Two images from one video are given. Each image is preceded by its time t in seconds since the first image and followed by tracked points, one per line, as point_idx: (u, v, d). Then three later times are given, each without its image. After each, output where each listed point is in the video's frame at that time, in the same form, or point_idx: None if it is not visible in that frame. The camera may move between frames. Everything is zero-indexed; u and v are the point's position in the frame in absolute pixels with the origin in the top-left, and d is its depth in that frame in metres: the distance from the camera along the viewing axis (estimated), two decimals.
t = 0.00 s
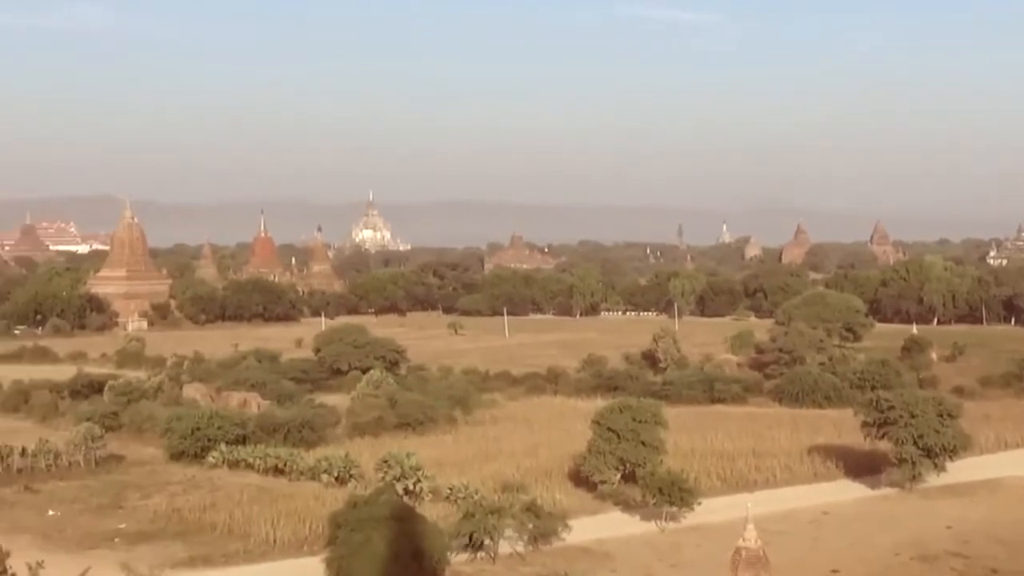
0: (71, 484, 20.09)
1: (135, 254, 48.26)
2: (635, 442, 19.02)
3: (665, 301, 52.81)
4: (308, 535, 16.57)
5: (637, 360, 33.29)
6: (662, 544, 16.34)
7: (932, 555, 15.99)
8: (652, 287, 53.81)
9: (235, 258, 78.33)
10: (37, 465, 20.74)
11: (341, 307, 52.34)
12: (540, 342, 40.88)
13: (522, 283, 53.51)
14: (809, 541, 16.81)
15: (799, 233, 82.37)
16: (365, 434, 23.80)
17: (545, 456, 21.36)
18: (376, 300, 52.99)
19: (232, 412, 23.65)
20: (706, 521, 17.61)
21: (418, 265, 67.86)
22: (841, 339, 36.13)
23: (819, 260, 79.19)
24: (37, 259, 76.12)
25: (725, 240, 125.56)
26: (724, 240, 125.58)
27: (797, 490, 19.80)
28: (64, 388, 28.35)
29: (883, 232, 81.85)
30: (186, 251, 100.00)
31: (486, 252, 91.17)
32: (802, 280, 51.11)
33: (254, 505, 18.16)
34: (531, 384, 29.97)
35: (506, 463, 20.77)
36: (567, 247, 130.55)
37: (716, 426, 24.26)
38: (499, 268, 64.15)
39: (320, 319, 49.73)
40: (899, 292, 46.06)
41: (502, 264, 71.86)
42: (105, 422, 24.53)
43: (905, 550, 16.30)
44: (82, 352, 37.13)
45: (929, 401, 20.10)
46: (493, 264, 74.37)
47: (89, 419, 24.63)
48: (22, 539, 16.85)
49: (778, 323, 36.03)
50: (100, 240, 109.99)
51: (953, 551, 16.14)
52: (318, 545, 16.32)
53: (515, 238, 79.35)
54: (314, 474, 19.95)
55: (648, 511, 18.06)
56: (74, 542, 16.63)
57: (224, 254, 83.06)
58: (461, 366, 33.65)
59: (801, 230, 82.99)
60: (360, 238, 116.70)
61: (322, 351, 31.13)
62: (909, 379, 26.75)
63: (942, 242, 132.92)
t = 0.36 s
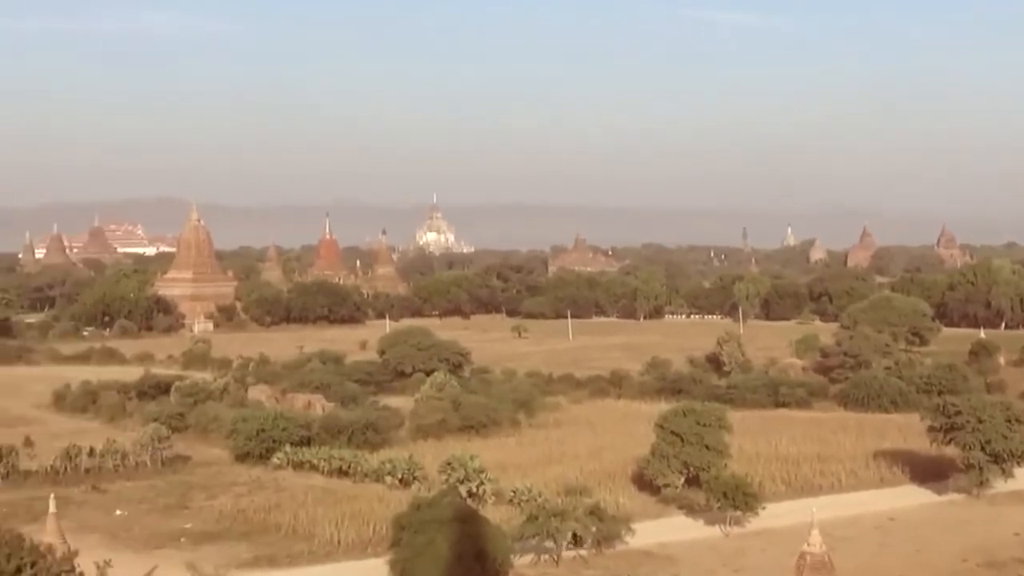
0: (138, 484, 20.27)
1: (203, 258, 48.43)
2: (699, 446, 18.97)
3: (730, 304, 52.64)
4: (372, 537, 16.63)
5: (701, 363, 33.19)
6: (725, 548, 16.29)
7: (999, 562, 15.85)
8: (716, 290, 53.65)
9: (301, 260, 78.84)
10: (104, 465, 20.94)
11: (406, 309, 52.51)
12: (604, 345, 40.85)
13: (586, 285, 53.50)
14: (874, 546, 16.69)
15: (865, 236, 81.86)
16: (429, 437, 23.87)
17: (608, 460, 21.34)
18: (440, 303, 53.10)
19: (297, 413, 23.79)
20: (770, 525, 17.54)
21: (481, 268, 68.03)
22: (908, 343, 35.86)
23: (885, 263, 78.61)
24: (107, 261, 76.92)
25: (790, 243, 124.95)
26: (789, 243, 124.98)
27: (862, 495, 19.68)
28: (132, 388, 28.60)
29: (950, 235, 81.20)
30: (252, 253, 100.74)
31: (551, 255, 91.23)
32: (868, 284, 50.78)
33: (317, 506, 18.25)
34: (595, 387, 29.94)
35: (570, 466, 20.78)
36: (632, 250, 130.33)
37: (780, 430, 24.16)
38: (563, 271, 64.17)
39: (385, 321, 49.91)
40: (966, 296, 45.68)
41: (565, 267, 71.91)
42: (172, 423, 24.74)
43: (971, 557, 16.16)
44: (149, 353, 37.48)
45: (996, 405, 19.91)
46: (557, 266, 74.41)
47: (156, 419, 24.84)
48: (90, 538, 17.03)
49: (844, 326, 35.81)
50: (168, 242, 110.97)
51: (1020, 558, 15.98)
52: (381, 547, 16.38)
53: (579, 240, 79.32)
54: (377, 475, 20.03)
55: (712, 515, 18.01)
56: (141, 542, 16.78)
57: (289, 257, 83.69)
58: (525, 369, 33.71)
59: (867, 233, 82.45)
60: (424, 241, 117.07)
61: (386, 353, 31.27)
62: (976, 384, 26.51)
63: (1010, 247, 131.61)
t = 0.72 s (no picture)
0: (208, 484, 20.44)
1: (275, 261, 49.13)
2: (768, 449, 18.89)
3: (799, 307, 52.39)
4: (439, 538, 16.69)
5: (769, 366, 33.07)
6: (793, 552, 16.23)
7: None
8: (785, 292, 53.40)
9: (370, 262, 79.19)
10: (175, 465, 21.13)
11: (474, 311, 52.66)
12: (672, 348, 40.77)
13: (654, 288, 53.42)
14: (944, 551, 16.58)
15: (937, 238, 81.17)
16: (497, 439, 23.92)
17: (676, 463, 21.30)
18: (508, 305, 53.11)
19: (366, 414, 23.90)
20: (840, 529, 17.44)
21: (549, 271, 68.03)
22: (980, 346, 35.54)
23: (957, 266, 77.90)
24: (178, 262, 77.59)
25: (859, 245, 124.08)
26: (859, 245, 124.12)
27: (932, 500, 19.53)
28: (202, 388, 28.84)
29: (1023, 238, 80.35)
30: (322, 255, 101.28)
31: (619, 257, 91.14)
32: (939, 287, 50.36)
33: (385, 507, 18.34)
34: (663, 390, 29.88)
35: (638, 469, 20.76)
36: (701, 252, 129.90)
37: (850, 433, 24.03)
38: (631, 273, 64.14)
39: (452, 322, 50.03)
40: None
41: (633, 269, 71.83)
42: (242, 423, 24.95)
43: None
44: (219, 354, 37.80)
45: None
46: (625, 269, 74.32)
47: (226, 420, 25.03)
48: (161, 536, 17.19)
49: (915, 329, 35.56)
50: (238, 244, 111.61)
51: None
52: (449, 548, 16.43)
53: (647, 243, 79.21)
54: (445, 477, 20.09)
55: (781, 519, 17.94)
56: (211, 542, 16.92)
57: (358, 259, 84.13)
58: (593, 371, 33.71)
59: (939, 235, 81.73)
60: (492, 242, 117.29)
61: (454, 355, 31.44)
62: None
63: None
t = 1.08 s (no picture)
0: (277, 483, 20.57)
1: (345, 264, 49.61)
2: (837, 452, 18.80)
3: (869, 309, 52.03)
4: (506, 539, 16.72)
5: (839, 368, 32.87)
6: (862, 556, 16.12)
7: None
8: (855, 295, 53.05)
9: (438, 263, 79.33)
10: (244, 464, 21.29)
11: (541, 313, 52.69)
12: (741, 350, 40.58)
13: (723, 290, 53.22)
14: (1016, 556, 16.41)
15: (1010, 240, 80.28)
16: (565, 440, 23.91)
17: (745, 465, 21.21)
18: (576, 307, 53.04)
19: (434, 415, 23.97)
20: (909, 533, 17.31)
21: (616, 272, 67.88)
22: None
23: None
24: (247, 263, 78.13)
25: (931, 247, 122.97)
26: (930, 247, 123.01)
27: (1004, 504, 19.34)
28: (272, 388, 29.02)
29: None
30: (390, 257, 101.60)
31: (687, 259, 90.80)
32: (1012, 289, 49.82)
33: (453, 508, 18.39)
34: (731, 392, 29.75)
35: (706, 471, 20.69)
36: (770, 254, 129.15)
37: (921, 437, 23.83)
38: (700, 275, 63.89)
39: (520, 324, 50.03)
40: None
41: (702, 271, 71.54)
42: (310, 423, 25.10)
43: None
44: (288, 354, 38.00)
45: None
46: (693, 270, 74.03)
47: (295, 420, 25.18)
48: (231, 535, 17.32)
49: (986, 331, 35.24)
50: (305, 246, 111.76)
51: None
52: (516, 549, 16.45)
53: (716, 244, 78.90)
54: (513, 478, 20.10)
55: (850, 522, 17.83)
56: (281, 541, 17.03)
57: (425, 260, 84.36)
58: (661, 372, 33.64)
59: (1011, 237, 80.84)
60: (561, 244, 117.28)
61: (522, 356, 31.52)
62: None
63: None
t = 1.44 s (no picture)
0: (346, 483, 20.67)
1: (414, 266, 49.86)
2: (908, 456, 18.67)
3: (941, 312, 51.57)
4: (574, 541, 16.71)
5: (910, 371, 32.60)
6: (934, 561, 15.98)
7: None
8: (927, 297, 52.61)
9: (506, 264, 79.47)
10: (314, 464, 21.41)
11: (609, 314, 52.62)
12: (811, 352, 40.34)
13: (793, 292, 52.91)
14: None
15: None
16: (633, 442, 23.86)
17: (814, 468, 21.10)
18: (645, 309, 52.94)
19: (503, 416, 24.00)
20: (982, 538, 17.14)
21: (685, 274, 67.73)
22: None
23: None
24: (317, 264, 78.65)
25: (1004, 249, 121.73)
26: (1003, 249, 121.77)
27: None
28: (341, 389, 29.18)
29: None
30: (459, 258, 101.76)
31: (757, 260, 90.34)
32: None
33: (521, 509, 18.40)
34: (800, 394, 29.58)
35: (775, 474, 20.60)
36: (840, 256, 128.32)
37: (993, 441, 23.60)
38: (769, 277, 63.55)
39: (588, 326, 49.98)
40: None
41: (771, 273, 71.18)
42: (379, 424, 25.21)
43: None
44: (357, 355, 38.16)
45: None
46: (762, 272, 73.68)
47: (364, 420, 25.30)
48: (300, 535, 17.42)
49: None
50: (377, 245, 114.50)
51: None
52: (584, 550, 16.44)
53: (786, 246, 78.49)
54: (582, 479, 20.09)
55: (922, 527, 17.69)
56: (350, 541, 17.11)
57: (493, 261, 84.55)
58: (730, 374, 33.52)
59: None
60: (629, 246, 117.16)
61: (590, 358, 31.52)
62: None
63: None
